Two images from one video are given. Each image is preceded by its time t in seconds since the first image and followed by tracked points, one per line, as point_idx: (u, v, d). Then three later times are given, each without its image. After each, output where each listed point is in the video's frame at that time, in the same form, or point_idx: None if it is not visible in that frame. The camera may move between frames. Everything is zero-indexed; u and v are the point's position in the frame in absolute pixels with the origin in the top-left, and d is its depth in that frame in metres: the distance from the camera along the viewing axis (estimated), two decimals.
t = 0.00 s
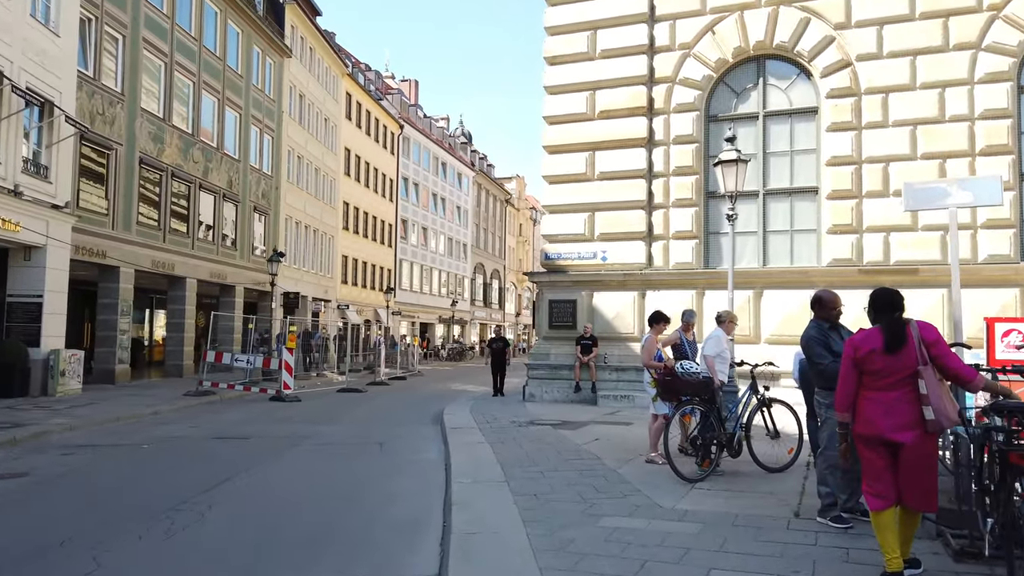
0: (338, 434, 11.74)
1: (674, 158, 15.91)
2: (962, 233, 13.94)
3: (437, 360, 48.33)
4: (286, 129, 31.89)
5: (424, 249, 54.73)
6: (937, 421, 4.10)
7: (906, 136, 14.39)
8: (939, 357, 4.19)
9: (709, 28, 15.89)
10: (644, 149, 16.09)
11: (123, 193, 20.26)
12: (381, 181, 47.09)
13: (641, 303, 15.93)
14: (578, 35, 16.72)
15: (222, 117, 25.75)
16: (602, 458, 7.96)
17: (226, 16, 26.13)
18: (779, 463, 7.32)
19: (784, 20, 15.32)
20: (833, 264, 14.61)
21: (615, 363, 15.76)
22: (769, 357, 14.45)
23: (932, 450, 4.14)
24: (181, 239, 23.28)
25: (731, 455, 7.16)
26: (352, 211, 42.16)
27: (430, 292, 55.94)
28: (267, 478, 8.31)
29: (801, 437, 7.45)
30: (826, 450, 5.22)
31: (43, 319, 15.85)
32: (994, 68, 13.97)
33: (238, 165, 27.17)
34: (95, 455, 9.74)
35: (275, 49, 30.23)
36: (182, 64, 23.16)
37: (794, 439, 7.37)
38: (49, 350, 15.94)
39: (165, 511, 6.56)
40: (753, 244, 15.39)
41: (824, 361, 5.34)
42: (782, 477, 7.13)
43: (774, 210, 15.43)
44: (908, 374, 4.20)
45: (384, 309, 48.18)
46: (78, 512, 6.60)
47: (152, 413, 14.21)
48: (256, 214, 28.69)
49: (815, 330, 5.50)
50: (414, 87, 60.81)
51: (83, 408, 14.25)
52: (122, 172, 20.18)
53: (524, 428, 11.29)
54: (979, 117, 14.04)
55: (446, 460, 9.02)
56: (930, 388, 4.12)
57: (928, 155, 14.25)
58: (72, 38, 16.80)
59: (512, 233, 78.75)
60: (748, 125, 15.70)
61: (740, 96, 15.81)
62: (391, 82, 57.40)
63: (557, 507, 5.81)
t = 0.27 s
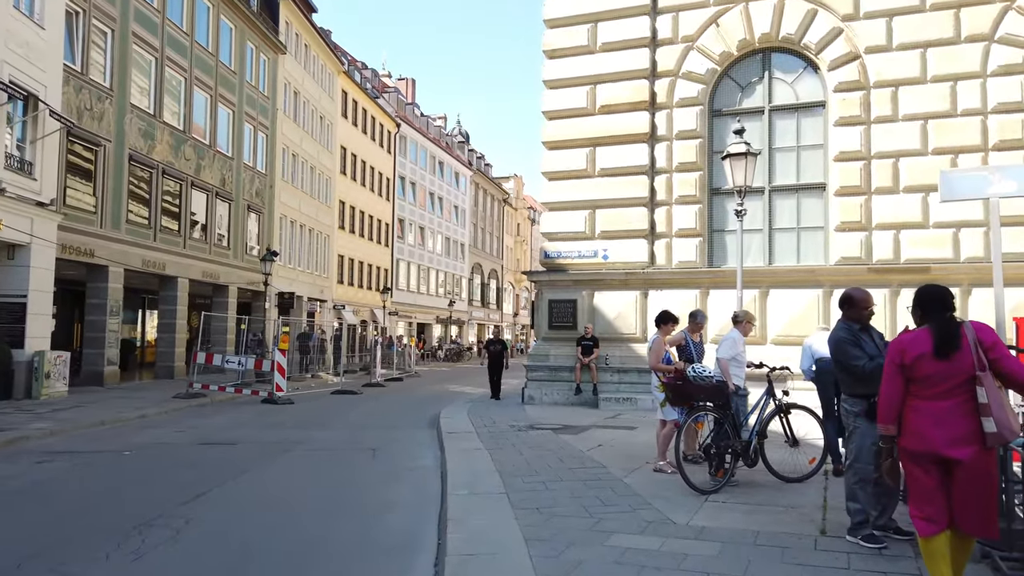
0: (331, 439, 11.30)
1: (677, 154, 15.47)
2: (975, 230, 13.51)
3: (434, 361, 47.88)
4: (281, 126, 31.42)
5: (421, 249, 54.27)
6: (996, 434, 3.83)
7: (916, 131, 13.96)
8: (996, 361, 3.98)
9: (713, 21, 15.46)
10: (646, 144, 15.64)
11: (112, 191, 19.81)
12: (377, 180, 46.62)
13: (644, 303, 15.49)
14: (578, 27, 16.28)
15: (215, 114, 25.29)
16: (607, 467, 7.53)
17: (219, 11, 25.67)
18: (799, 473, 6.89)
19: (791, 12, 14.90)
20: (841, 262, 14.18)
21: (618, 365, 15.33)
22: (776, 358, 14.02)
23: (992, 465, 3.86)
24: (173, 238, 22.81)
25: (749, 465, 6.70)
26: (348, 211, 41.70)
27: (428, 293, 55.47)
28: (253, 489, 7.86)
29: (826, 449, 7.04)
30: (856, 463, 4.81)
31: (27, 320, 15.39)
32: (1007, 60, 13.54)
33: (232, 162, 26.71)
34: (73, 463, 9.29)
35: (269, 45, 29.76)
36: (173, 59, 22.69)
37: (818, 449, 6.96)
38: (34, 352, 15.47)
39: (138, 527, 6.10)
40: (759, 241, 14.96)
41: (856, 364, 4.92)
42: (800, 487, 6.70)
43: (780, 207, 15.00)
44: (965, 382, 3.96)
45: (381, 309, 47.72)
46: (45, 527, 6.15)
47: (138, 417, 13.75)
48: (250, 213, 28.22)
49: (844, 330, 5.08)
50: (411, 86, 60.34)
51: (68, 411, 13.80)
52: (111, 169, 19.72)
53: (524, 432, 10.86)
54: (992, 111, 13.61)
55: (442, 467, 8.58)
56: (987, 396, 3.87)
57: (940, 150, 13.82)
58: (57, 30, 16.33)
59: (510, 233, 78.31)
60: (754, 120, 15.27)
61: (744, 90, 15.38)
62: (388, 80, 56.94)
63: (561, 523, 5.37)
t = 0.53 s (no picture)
0: (322, 443, 10.82)
1: (681, 148, 15.01)
2: (990, 227, 13.05)
3: (432, 361, 47.42)
4: (276, 123, 30.95)
5: (419, 248, 53.80)
6: None
7: (929, 124, 13.50)
8: None
9: (719, 11, 15.00)
10: (649, 138, 15.17)
11: (102, 187, 19.35)
12: (375, 179, 46.15)
13: (647, 303, 15.01)
14: (579, 18, 15.81)
15: (209, 110, 24.83)
16: (613, 475, 7.05)
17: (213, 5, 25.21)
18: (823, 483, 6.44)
19: (799, 1, 14.45)
20: (851, 260, 13.72)
21: (620, 366, 14.86)
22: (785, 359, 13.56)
23: None
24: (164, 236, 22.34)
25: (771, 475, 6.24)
26: (345, 209, 41.23)
27: (426, 292, 55.00)
28: (234, 499, 7.37)
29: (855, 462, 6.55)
30: (893, 478, 4.33)
31: (11, 320, 14.90)
32: None
33: (226, 159, 26.23)
34: (48, 470, 8.79)
35: (265, 41, 29.29)
36: (165, 53, 22.22)
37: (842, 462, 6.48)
38: (18, 352, 14.99)
39: (106, 543, 5.62)
40: (766, 238, 14.50)
41: (895, 366, 4.43)
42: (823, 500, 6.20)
43: (788, 202, 14.53)
44: None
45: (379, 309, 47.25)
46: (3, 543, 5.66)
47: (124, 420, 13.27)
48: (245, 211, 27.74)
49: (884, 328, 4.58)
50: (410, 84, 59.85)
51: (51, 414, 13.31)
52: (100, 165, 19.25)
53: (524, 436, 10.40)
54: (1008, 103, 13.15)
55: (438, 476, 8.08)
56: None
57: (954, 144, 13.36)
58: (43, 21, 15.87)
59: (509, 233, 77.86)
60: (760, 113, 14.81)
61: (751, 82, 14.92)
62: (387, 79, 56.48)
63: (565, 541, 4.87)
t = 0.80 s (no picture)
0: (311, 448, 10.37)
1: (683, 142, 14.56)
2: (1003, 222, 12.63)
3: (429, 362, 46.92)
4: (269, 120, 30.45)
5: (416, 248, 53.30)
6: None
7: (940, 116, 13.07)
8: None
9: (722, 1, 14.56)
10: (651, 132, 14.73)
11: (88, 183, 18.87)
12: (371, 178, 45.66)
13: (648, 301, 14.57)
14: (578, 9, 15.35)
15: (200, 105, 24.35)
16: (615, 484, 6.61)
17: None
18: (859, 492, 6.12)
19: None
20: (860, 257, 13.28)
21: (621, 366, 14.42)
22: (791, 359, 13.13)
23: None
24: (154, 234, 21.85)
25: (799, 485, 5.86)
26: (340, 208, 40.73)
27: (423, 292, 54.50)
28: (212, 510, 6.92)
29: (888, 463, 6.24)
30: (934, 492, 4.10)
31: None
32: None
33: (217, 156, 25.75)
34: (20, 477, 8.32)
35: (257, 36, 28.80)
36: (154, 47, 21.74)
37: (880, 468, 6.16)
38: None
39: (68, 560, 5.17)
40: (771, 235, 14.06)
41: (933, 372, 4.13)
42: (844, 513, 5.77)
43: (793, 198, 14.08)
44: None
45: (374, 309, 46.75)
46: None
47: (106, 423, 12.79)
48: (237, 209, 27.26)
49: (926, 325, 4.24)
50: (406, 82, 59.32)
51: (30, 417, 12.83)
52: (86, 160, 18.77)
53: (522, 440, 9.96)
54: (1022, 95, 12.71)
55: (430, 483, 7.64)
56: None
57: (965, 137, 12.93)
58: (25, 11, 15.38)
59: (506, 232, 77.37)
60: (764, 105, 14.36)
61: (755, 74, 14.47)
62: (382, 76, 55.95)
63: (566, 561, 4.42)
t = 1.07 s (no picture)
0: (301, 455, 9.91)
1: (687, 137, 14.12)
2: (1018, 219, 12.20)
3: (425, 362, 46.41)
4: (263, 117, 29.99)
5: (412, 247, 52.83)
6: None
7: (952, 109, 12.64)
8: None
9: None
10: (653, 127, 14.29)
11: (75, 181, 18.41)
12: (366, 176, 45.19)
13: (650, 301, 14.12)
14: None
15: (191, 102, 23.90)
16: (621, 497, 6.17)
17: None
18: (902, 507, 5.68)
19: None
20: (869, 255, 12.84)
21: (622, 368, 13.97)
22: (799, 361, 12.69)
23: None
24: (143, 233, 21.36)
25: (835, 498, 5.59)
26: (336, 207, 40.27)
27: (419, 292, 54.01)
28: (188, 525, 6.47)
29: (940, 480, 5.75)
30: (986, 516, 3.82)
31: None
32: None
33: (210, 153, 25.27)
34: None
35: (251, 32, 28.35)
36: (144, 41, 21.28)
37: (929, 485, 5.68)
38: None
39: None
40: (778, 232, 13.62)
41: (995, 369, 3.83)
42: (871, 530, 5.34)
43: (800, 194, 13.64)
44: None
45: (370, 309, 46.26)
46: None
47: (89, 428, 12.32)
48: (230, 207, 26.79)
49: (978, 319, 3.93)
50: (403, 80, 58.85)
51: (10, 421, 12.34)
52: (73, 156, 18.31)
53: (521, 445, 9.52)
54: None
55: (424, 494, 7.18)
56: None
57: (979, 131, 12.49)
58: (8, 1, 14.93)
59: (504, 232, 76.92)
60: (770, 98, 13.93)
61: (760, 66, 14.03)
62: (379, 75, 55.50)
63: None
